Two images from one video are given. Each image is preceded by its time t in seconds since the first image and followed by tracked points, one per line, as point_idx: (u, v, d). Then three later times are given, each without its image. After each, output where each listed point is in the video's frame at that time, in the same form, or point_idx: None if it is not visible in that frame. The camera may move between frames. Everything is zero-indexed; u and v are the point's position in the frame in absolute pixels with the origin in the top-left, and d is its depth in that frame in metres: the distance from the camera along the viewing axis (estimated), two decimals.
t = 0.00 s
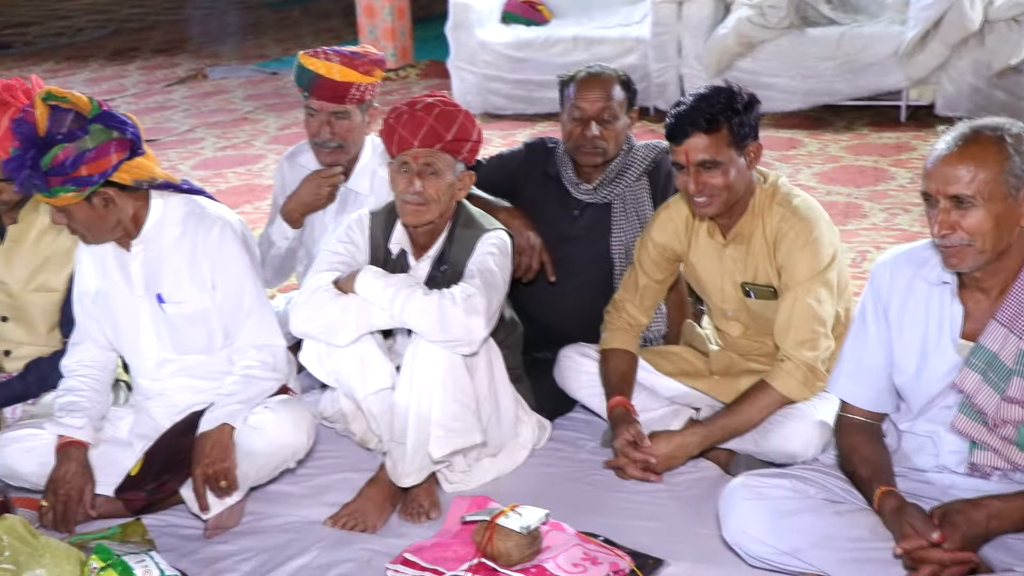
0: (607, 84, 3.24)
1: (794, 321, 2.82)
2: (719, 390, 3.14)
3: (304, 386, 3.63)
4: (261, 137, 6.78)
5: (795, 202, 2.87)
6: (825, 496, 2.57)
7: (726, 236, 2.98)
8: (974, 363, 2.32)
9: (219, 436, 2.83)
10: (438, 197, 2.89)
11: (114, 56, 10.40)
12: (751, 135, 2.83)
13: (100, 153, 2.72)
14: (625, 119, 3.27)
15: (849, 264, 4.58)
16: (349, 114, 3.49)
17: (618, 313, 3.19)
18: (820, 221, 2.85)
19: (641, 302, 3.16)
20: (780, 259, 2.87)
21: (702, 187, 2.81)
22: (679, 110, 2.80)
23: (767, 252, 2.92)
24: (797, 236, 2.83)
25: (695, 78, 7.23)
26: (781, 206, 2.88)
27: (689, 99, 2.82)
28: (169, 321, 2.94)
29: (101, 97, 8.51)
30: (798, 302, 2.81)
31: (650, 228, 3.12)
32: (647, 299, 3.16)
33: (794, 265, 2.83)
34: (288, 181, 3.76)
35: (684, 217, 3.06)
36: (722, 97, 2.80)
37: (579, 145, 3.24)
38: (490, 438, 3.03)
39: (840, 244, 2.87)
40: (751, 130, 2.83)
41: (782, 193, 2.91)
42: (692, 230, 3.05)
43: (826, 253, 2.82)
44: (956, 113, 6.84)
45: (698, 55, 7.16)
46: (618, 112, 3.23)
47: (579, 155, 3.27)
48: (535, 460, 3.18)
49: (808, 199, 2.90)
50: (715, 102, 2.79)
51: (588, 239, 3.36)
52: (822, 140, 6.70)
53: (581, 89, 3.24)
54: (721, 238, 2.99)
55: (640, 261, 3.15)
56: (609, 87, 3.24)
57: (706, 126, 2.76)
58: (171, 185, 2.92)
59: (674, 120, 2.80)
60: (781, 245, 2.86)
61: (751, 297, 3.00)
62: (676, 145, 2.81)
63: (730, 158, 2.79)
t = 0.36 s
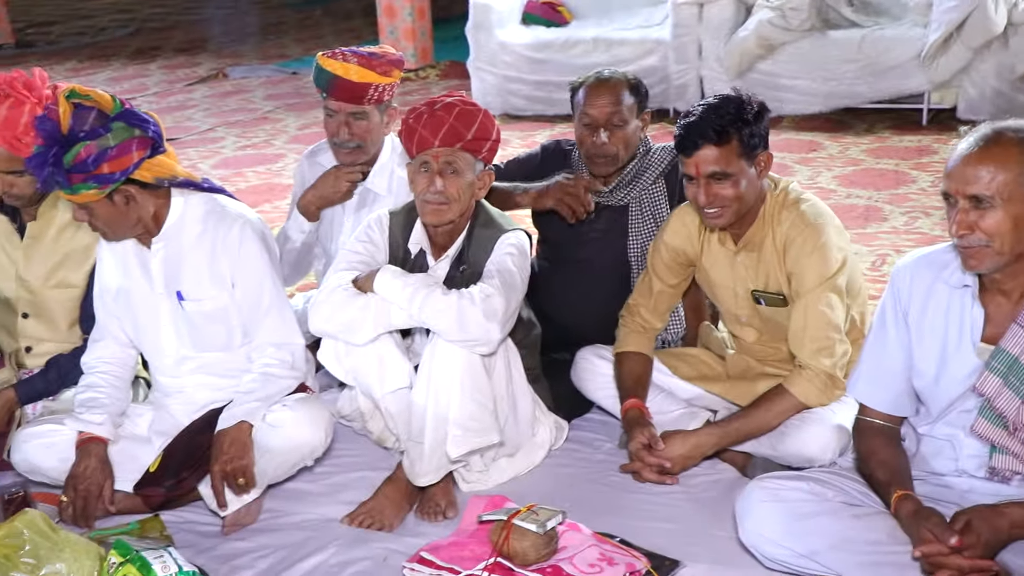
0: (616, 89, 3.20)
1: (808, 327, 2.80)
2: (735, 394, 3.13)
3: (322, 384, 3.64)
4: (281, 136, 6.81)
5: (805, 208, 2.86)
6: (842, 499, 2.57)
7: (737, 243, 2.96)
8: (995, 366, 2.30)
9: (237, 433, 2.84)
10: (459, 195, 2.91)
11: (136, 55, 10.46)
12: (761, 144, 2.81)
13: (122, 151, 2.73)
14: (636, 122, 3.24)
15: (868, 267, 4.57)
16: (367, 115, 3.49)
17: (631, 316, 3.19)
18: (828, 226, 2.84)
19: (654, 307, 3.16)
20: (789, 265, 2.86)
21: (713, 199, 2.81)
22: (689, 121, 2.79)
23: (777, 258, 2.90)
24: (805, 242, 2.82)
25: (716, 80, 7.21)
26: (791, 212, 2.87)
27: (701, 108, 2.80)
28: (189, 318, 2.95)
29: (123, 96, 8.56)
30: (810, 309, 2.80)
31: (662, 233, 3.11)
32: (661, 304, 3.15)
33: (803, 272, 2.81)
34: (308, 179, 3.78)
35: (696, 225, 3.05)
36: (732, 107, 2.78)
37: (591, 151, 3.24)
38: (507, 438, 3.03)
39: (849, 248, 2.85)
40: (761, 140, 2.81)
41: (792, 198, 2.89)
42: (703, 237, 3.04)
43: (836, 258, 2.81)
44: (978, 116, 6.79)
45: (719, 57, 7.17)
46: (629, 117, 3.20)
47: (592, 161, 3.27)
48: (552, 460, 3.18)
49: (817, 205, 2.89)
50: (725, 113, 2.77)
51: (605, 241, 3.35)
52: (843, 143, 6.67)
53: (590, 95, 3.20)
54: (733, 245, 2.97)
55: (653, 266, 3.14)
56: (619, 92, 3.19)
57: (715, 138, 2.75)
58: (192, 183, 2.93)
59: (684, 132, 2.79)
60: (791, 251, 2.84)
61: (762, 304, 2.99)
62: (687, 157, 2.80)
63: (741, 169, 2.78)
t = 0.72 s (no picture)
0: (619, 93, 3.15)
1: (824, 324, 2.79)
2: (748, 389, 3.12)
3: (336, 378, 3.65)
4: (295, 131, 6.81)
5: (822, 204, 2.85)
6: (857, 496, 2.56)
7: (755, 239, 2.96)
8: (1014, 364, 2.28)
9: (252, 426, 2.83)
10: (475, 186, 2.90)
11: (151, 49, 10.49)
12: (780, 139, 2.81)
13: (139, 144, 2.74)
14: (641, 123, 3.20)
15: (883, 263, 4.55)
16: (380, 111, 3.50)
17: (646, 311, 3.19)
18: (847, 223, 2.82)
19: (669, 302, 3.16)
20: (807, 262, 2.85)
21: (731, 193, 2.80)
22: (706, 115, 2.79)
23: (796, 255, 2.89)
24: (823, 240, 2.81)
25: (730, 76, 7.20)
26: (809, 208, 2.86)
27: (718, 103, 2.80)
28: (204, 311, 2.96)
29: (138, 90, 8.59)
30: (828, 306, 2.79)
31: (679, 229, 3.11)
32: (677, 300, 3.16)
33: (821, 269, 2.81)
34: (319, 175, 3.78)
35: (713, 220, 3.05)
36: (750, 101, 2.78)
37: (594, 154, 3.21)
38: (520, 433, 3.03)
39: (868, 245, 2.83)
40: (779, 135, 2.80)
41: (810, 194, 2.89)
42: (720, 232, 3.04)
43: (855, 255, 2.79)
44: (995, 112, 6.76)
45: (733, 53, 7.15)
46: (632, 120, 3.16)
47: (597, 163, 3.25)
48: (565, 456, 3.18)
49: (836, 201, 2.88)
50: (743, 107, 2.77)
51: (616, 240, 3.34)
52: (858, 139, 6.65)
53: (593, 98, 3.16)
54: (751, 241, 2.97)
55: (669, 261, 3.14)
56: (622, 97, 3.14)
57: (734, 132, 2.75)
58: (207, 177, 2.94)
59: (701, 126, 2.79)
60: (809, 248, 2.84)
61: (779, 300, 2.98)
62: (704, 151, 2.79)
63: (759, 164, 2.77)
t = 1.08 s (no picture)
0: (637, 91, 3.12)
1: (842, 321, 2.78)
2: (765, 386, 3.11)
3: (351, 373, 3.65)
4: (311, 126, 6.82)
5: (844, 200, 2.84)
6: (874, 495, 2.54)
7: (775, 235, 2.94)
8: None
9: (268, 421, 2.85)
10: (488, 178, 2.90)
11: (167, 44, 10.52)
12: (802, 136, 2.80)
13: (157, 138, 2.74)
14: (659, 120, 3.17)
15: (900, 261, 4.53)
16: (396, 105, 3.50)
17: (664, 308, 3.17)
18: (868, 220, 2.81)
19: (687, 299, 3.15)
20: (827, 259, 2.84)
21: (752, 187, 2.78)
22: (730, 108, 2.78)
23: (815, 252, 2.88)
24: (844, 237, 2.79)
25: (747, 72, 7.17)
26: (829, 204, 2.85)
27: (740, 97, 2.79)
28: (220, 306, 2.97)
29: (154, 84, 8.61)
30: (846, 303, 2.78)
31: (698, 225, 3.11)
32: (695, 296, 3.14)
33: (841, 266, 2.79)
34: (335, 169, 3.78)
35: (733, 215, 3.04)
36: (775, 96, 2.77)
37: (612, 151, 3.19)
38: (536, 429, 3.03)
39: (887, 243, 2.82)
40: (802, 131, 2.80)
41: (830, 190, 2.87)
42: (740, 228, 3.03)
43: (875, 252, 2.78)
44: (1014, 109, 6.71)
45: (750, 49, 7.11)
46: (650, 117, 3.14)
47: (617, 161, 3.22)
48: (580, 452, 3.18)
49: (856, 198, 2.86)
50: (768, 101, 2.76)
51: (632, 237, 3.33)
52: (875, 136, 6.62)
53: (610, 95, 3.13)
54: (771, 237, 2.95)
55: (688, 257, 3.13)
56: (639, 95, 3.11)
57: (758, 126, 2.73)
58: (223, 171, 2.95)
59: (725, 119, 2.78)
60: (829, 245, 2.83)
61: (798, 297, 2.97)
62: (726, 145, 2.78)
63: (781, 159, 2.76)
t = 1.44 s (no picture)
0: (665, 80, 3.15)
1: (857, 318, 2.76)
2: (780, 382, 3.10)
3: (366, 369, 3.66)
4: (325, 122, 6.82)
5: (858, 197, 2.82)
6: (890, 492, 2.52)
7: (789, 231, 2.93)
8: None
9: (282, 417, 2.85)
10: (498, 173, 2.89)
11: (183, 40, 10.55)
12: (810, 137, 2.76)
13: (172, 134, 2.74)
14: (685, 113, 3.20)
15: (916, 257, 4.50)
16: (413, 99, 3.49)
17: (678, 304, 3.16)
18: (884, 216, 2.80)
19: (702, 295, 3.14)
20: (842, 255, 2.83)
21: (743, 179, 2.80)
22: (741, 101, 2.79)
23: (830, 249, 2.87)
24: (860, 234, 2.78)
25: (762, 68, 7.14)
26: (843, 201, 2.84)
27: (753, 93, 2.79)
28: (235, 302, 2.97)
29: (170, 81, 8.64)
30: (861, 300, 2.76)
31: (712, 222, 3.10)
32: (709, 292, 3.13)
33: (856, 262, 2.78)
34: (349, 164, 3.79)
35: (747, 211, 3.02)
36: (785, 95, 2.75)
37: (640, 143, 3.19)
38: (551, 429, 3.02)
39: (904, 239, 2.80)
40: (810, 133, 2.76)
41: (845, 186, 2.86)
42: (755, 223, 3.01)
43: (891, 249, 2.76)
44: None
45: (765, 44, 7.09)
46: (678, 108, 3.17)
47: (639, 152, 3.23)
48: (595, 449, 3.18)
49: (872, 194, 2.85)
50: (775, 98, 2.75)
51: (651, 234, 3.31)
52: (891, 131, 6.59)
53: (638, 85, 3.16)
54: (785, 233, 2.95)
55: (703, 253, 3.13)
56: (668, 83, 3.14)
57: (756, 121, 2.74)
58: (239, 167, 2.95)
59: (732, 111, 2.79)
60: (844, 242, 2.82)
61: (813, 294, 2.96)
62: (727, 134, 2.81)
63: (777, 156, 2.75)
